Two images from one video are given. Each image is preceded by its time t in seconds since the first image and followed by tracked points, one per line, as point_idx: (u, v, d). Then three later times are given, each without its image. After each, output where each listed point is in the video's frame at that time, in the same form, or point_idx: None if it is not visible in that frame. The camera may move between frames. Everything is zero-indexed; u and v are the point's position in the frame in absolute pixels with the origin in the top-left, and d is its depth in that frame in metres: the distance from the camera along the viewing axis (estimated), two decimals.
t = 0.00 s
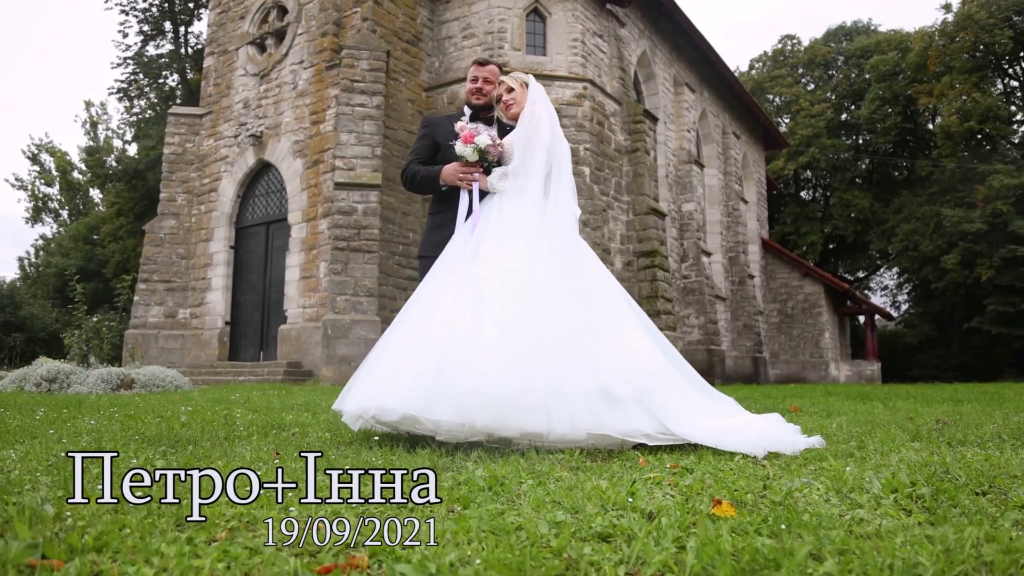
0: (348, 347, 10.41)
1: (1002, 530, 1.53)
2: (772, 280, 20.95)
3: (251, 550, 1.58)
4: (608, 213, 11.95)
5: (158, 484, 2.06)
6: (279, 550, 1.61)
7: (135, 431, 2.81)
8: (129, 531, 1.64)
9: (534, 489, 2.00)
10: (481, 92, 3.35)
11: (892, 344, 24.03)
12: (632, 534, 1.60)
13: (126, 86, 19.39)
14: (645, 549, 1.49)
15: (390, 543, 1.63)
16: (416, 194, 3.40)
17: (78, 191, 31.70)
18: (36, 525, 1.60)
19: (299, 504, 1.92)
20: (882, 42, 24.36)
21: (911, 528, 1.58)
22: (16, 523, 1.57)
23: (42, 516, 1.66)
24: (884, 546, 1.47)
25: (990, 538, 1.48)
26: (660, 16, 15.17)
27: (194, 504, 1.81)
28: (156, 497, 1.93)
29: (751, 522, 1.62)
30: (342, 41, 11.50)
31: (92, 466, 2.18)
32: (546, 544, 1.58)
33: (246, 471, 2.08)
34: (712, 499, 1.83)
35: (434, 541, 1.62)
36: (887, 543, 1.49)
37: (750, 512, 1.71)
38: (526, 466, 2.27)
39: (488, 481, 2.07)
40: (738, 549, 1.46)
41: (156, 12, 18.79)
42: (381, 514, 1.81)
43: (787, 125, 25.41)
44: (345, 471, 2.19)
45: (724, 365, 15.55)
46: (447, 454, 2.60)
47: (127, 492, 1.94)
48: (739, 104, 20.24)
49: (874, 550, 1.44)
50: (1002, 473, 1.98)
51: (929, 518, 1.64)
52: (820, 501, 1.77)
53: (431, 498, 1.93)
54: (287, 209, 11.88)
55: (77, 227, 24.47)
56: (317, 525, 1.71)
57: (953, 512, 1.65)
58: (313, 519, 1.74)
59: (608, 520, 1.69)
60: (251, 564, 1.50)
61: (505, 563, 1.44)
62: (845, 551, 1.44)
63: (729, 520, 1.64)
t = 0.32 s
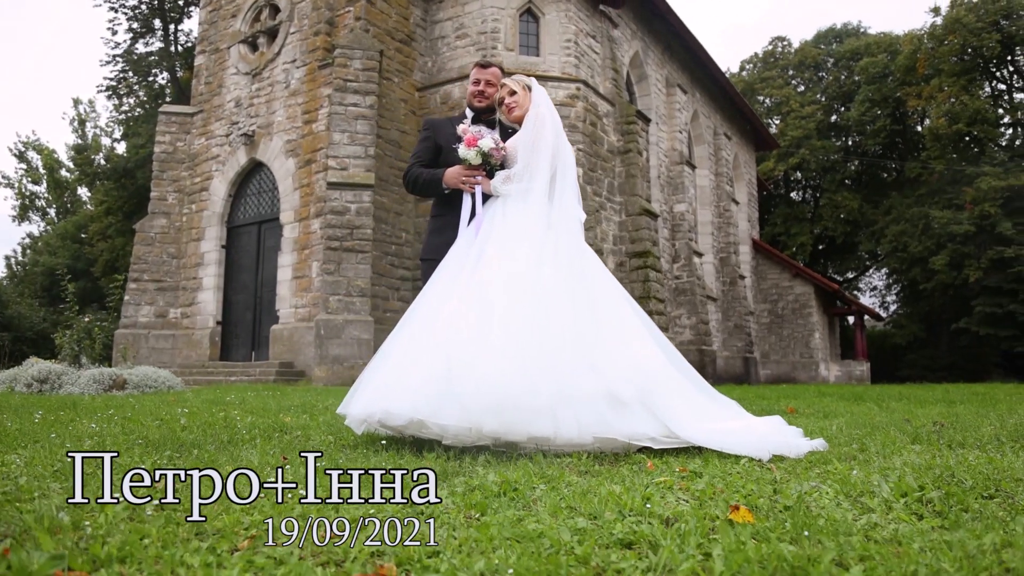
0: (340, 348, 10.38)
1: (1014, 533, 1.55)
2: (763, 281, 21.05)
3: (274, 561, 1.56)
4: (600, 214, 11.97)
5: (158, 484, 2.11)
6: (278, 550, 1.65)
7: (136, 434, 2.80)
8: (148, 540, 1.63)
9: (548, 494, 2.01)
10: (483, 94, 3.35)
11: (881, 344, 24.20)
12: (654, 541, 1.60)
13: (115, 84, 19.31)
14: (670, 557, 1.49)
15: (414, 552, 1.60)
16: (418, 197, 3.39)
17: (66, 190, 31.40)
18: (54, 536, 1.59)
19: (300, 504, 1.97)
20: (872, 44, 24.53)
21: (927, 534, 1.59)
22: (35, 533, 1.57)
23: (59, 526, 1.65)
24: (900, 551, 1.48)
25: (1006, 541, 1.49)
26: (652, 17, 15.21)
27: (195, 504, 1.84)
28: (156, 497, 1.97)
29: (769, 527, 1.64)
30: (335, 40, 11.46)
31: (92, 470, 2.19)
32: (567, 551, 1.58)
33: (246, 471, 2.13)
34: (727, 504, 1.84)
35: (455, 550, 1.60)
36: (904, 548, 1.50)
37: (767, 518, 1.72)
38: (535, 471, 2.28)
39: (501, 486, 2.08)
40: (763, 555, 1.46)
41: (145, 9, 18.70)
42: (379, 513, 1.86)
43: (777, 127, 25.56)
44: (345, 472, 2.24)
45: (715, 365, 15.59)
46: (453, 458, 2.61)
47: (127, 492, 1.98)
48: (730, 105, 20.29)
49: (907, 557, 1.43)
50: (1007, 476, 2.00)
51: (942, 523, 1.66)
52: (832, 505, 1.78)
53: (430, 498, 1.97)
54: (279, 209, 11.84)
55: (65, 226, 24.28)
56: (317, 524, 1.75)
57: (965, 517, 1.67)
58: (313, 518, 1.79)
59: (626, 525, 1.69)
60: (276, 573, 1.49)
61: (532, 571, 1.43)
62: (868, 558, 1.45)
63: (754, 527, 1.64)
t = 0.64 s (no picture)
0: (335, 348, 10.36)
1: None
2: (755, 282, 21.13)
3: (302, 568, 1.54)
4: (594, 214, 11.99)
5: (158, 484, 2.15)
6: (278, 548, 1.67)
7: (142, 437, 2.80)
8: (175, 547, 1.62)
9: (564, 498, 2.01)
10: (487, 96, 3.37)
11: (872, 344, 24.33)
12: (682, 546, 1.60)
13: (106, 82, 19.24)
14: (702, 561, 1.49)
15: (442, 557, 1.57)
16: (422, 199, 3.40)
17: (55, 188, 31.15)
18: (83, 540, 1.59)
19: (299, 503, 2.00)
20: (863, 46, 24.66)
21: (947, 536, 1.60)
22: (61, 541, 1.57)
23: (84, 532, 1.65)
24: (920, 554, 1.49)
25: None
26: (646, 18, 15.24)
27: (194, 504, 1.86)
28: (155, 498, 2.01)
29: (793, 530, 1.64)
30: (329, 39, 11.43)
31: (94, 472, 2.21)
32: (595, 556, 1.57)
33: (245, 471, 2.15)
34: (747, 508, 1.84)
35: (483, 555, 1.58)
36: (921, 552, 1.51)
37: (788, 521, 1.72)
38: (548, 473, 2.29)
39: (517, 490, 2.08)
40: (794, 559, 1.46)
41: (136, 7, 18.61)
42: (377, 513, 1.89)
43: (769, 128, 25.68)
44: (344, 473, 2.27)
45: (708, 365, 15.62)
46: (463, 460, 2.62)
47: (127, 491, 2.01)
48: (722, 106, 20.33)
49: (939, 561, 1.43)
50: (1016, 477, 2.02)
51: (958, 526, 1.67)
52: (846, 508, 1.80)
53: (430, 497, 2.01)
54: (273, 208, 11.80)
55: (54, 225, 24.13)
56: (317, 524, 1.78)
57: (981, 521, 1.68)
58: (313, 519, 1.81)
59: (649, 529, 1.69)
60: None
61: None
62: (894, 561, 1.46)
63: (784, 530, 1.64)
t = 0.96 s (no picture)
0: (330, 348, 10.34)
1: None
2: (748, 282, 21.20)
3: (332, 570, 1.54)
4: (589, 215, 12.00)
5: (158, 483, 2.16)
6: (293, 550, 1.68)
7: (148, 439, 2.80)
8: (201, 550, 1.61)
9: (582, 500, 2.01)
10: (493, 97, 3.38)
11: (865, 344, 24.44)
12: (707, 547, 1.61)
13: (98, 81, 19.17)
14: (730, 562, 1.49)
15: (472, 561, 1.57)
16: (429, 200, 3.42)
17: (46, 187, 30.93)
18: (109, 544, 1.59)
19: (299, 504, 2.01)
20: (856, 48, 24.78)
21: (967, 538, 1.61)
22: (88, 545, 1.57)
23: (105, 536, 1.64)
24: (942, 557, 1.50)
25: None
26: (640, 19, 15.26)
27: (194, 504, 1.87)
28: (156, 498, 2.01)
29: (814, 532, 1.65)
30: (324, 39, 11.41)
31: (100, 474, 2.21)
32: (623, 559, 1.58)
33: (245, 471, 2.16)
34: (764, 510, 1.85)
35: (512, 559, 1.58)
36: (942, 554, 1.52)
37: (809, 523, 1.73)
38: (563, 475, 2.30)
39: (534, 493, 2.08)
40: (824, 561, 1.46)
41: (129, 5, 18.53)
42: (377, 514, 1.90)
43: (762, 128, 25.78)
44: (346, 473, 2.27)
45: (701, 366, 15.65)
46: (472, 462, 2.63)
47: (127, 492, 2.02)
48: (716, 107, 20.36)
49: (965, 563, 1.44)
50: None
51: (975, 527, 1.68)
52: (861, 509, 1.81)
53: (430, 498, 2.03)
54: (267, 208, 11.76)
55: (45, 223, 24.00)
56: (318, 525, 1.78)
57: (995, 521, 1.70)
58: (313, 518, 1.82)
59: (671, 532, 1.70)
60: None
61: None
62: (920, 563, 1.47)
63: (800, 531, 1.64)
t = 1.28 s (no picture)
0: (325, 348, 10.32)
1: None
2: (742, 283, 21.27)
3: (362, 571, 1.54)
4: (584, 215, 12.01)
5: (158, 483, 2.15)
6: (321, 550, 1.68)
7: (155, 439, 2.80)
8: (229, 551, 1.62)
9: (598, 500, 2.02)
10: (499, 97, 3.39)
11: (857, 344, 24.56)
12: (731, 546, 1.62)
13: (90, 79, 19.13)
14: (759, 561, 1.49)
15: (502, 560, 1.57)
16: (435, 199, 3.43)
17: (37, 185, 30.77)
18: (138, 544, 1.59)
19: (300, 504, 2.00)
20: (849, 50, 24.89)
21: (986, 536, 1.63)
22: (116, 546, 1.57)
23: (131, 538, 1.64)
24: (963, 555, 1.52)
25: None
26: (635, 20, 15.29)
27: (193, 503, 1.86)
28: (155, 498, 2.00)
29: (835, 531, 1.66)
30: (320, 38, 11.39)
31: (105, 475, 2.21)
32: (650, 558, 1.59)
33: (245, 471, 2.15)
34: (782, 508, 1.86)
35: (542, 558, 1.59)
36: (965, 552, 1.54)
37: (828, 522, 1.75)
38: (577, 476, 2.31)
39: (551, 492, 2.08)
40: (850, 559, 1.48)
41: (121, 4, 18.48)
42: (379, 514, 1.90)
43: (755, 129, 25.89)
44: (344, 474, 2.27)
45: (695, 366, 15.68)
46: (482, 462, 2.65)
47: (127, 492, 2.01)
48: (710, 107, 20.40)
49: (988, 559, 1.46)
50: None
51: (989, 525, 1.70)
52: (876, 508, 1.82)
53: (430, 498, 2.03)
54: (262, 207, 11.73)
55: (36, 222, 23.89)
56: (317, 525, 1.78)
57: (1009, 518, 1.72)
58: (312, 519, 1.81)
59: (693, 532, 1.71)
60: None
61: None
62: (945, 562, 1.49)
63: (818, 528, 1.65)
